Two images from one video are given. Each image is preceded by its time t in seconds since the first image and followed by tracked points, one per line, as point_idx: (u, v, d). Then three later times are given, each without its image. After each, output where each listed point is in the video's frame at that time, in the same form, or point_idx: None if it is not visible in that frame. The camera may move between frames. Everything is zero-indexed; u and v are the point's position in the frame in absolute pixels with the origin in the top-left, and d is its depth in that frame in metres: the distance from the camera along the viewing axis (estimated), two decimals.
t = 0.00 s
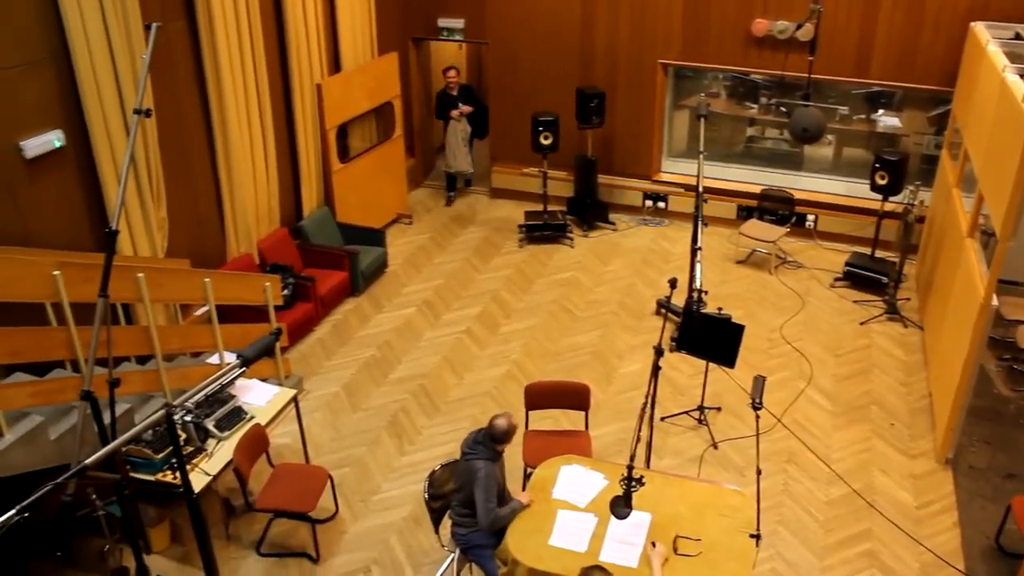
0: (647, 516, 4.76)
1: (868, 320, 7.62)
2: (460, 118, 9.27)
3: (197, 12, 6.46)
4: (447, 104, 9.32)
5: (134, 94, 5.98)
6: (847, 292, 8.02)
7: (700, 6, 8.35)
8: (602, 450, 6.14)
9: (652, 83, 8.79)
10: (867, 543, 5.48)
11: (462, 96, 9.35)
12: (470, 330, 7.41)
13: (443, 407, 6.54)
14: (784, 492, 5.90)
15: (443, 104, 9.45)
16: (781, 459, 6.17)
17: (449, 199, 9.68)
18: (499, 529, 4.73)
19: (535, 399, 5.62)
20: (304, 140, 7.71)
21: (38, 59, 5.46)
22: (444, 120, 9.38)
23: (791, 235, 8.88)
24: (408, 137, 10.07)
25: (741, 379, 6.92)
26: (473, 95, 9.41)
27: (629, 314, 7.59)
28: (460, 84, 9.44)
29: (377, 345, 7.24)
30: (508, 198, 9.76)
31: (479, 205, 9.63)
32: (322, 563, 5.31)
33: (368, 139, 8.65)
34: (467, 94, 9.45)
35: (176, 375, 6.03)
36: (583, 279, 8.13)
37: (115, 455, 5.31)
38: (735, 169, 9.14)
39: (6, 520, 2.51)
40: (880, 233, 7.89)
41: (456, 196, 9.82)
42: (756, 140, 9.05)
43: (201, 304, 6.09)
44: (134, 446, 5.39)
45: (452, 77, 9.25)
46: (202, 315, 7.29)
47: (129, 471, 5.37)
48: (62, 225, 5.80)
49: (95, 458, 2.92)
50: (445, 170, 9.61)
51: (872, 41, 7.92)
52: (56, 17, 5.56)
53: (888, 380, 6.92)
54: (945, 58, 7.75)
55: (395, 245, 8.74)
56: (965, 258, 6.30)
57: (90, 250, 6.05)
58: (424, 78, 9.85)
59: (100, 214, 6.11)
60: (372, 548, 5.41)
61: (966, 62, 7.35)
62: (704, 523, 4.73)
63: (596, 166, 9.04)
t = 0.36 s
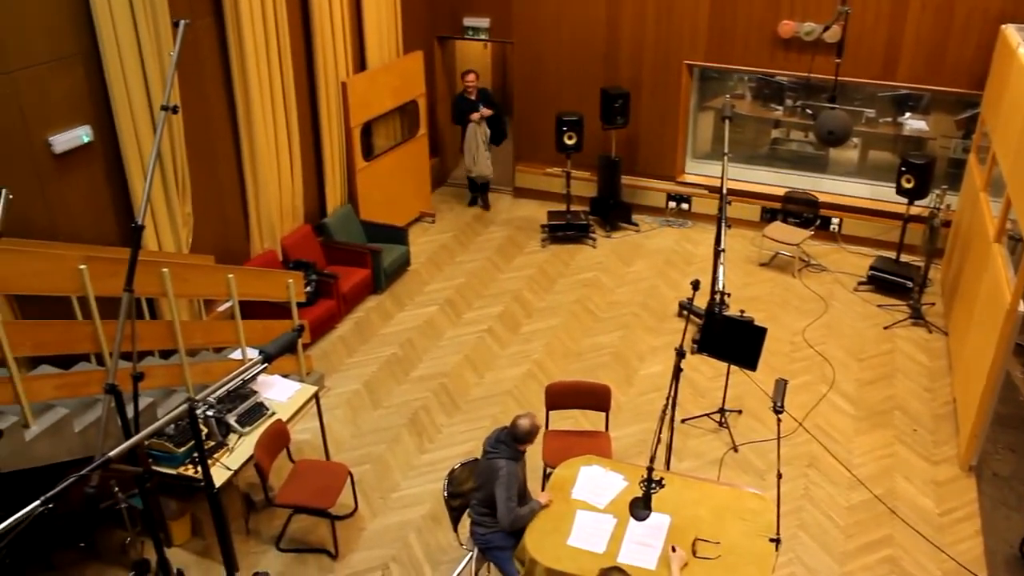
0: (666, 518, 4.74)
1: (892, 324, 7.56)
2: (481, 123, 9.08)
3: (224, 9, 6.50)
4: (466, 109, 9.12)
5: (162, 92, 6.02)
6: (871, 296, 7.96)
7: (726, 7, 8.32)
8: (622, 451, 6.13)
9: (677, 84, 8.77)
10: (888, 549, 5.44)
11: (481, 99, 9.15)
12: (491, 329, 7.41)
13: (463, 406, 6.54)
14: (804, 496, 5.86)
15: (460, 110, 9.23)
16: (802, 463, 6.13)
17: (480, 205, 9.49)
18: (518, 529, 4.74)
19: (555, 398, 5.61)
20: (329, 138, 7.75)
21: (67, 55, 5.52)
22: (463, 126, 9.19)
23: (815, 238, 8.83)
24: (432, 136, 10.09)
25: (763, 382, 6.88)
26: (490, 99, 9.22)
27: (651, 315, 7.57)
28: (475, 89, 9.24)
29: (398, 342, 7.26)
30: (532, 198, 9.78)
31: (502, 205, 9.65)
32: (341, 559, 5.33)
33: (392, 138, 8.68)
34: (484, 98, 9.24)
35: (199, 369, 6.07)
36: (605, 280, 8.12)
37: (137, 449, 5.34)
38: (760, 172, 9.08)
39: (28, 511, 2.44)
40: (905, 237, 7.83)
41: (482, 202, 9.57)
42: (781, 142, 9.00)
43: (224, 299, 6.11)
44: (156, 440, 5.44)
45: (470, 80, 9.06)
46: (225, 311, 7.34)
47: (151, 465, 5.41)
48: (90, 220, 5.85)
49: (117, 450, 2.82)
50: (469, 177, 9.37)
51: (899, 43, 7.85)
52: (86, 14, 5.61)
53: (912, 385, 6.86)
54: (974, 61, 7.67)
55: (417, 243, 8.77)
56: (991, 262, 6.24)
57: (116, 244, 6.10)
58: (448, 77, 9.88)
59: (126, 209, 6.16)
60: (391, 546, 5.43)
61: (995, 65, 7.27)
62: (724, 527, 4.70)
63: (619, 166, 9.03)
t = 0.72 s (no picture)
0: (678, 521, 4.73)
1: (907, 328, 7.52)
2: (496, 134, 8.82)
3: (243, 8, 6.53)
4: (481, 119, 8.88)
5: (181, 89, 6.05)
6: (887, 300, 7.92)
7: (743, 9, 8.30)
8: (635, 453, 6.12)
9: (693, 86, 8.76)
10: (902, 555, 5.40)
11: (497, 109, 8.91)
12: (505, 330, 7.42)
13: (477, 407, 6.55)
14: (818, 500, 5.84)
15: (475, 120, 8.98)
16: (815, 467, 6.11)
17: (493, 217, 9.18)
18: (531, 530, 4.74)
19: (569, 399, 5.60)
20: (345, 137, 7.78)
21: (87, 54, 5.56)
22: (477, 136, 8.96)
23: (831, 242, 8.80)
24: (448, 136, 10.10)
25: (777, 385, 6.86)
26: (506, 109, 8.96)
27: (665, 317, 7.55)
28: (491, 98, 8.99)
29: (412, 342, 7.27)
30: (547, 199, 9.79)
31: (517, 205, 9.66)
32: (354, 558, 5.34)
33: (408, 138, 8.70)
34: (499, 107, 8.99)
35: (214, 367, 6.11)
36: (619, 282, 8.11)
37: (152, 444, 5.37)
38: (777, 174, 9.05)
39: (43, 505, 2.44)
40: (922, 241, 7.79)
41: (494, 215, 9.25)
42: (797, 145, 8.94)
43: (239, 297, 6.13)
44: (171, 436, 5.46)
45: (486, 88, 8.81)
46: (241, 309, 7.38)
47: (165, 461, 5.43)
48: (108, 217, 5.89)
49: (133, 446, 2.80)
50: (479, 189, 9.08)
51: (918, 45, 7.81)
52: (105, 12, 5.65)
53: (927, 391, 6.82)
54: (993, 65, 7.62)
55: (432, 243, 8.78)
56: (1009, 267, 6.20)
57: (134, 242, 6.14)
58: (464, 77, 9.90)
59: (144, 207, 6.20)
60: (403, 546, 5.43)
61: (1015, 69, 7.23)
62: (737, 531, 4.68)
63: (635, 168, 9.01)
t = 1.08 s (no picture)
0: (685, 526, 4.72)
1: (916, 334, 7.49)
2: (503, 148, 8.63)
3: (253, 11, 6.55)
4: (488, 133, 8.64)
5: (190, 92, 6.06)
6: (896, 305, 7.91)
7: (753, 12, 8.29)
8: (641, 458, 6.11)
9: (702, 90, 8.75)
10: (910, 561, 5.38)
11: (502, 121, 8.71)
12: (513, 333, 7.42)
13: (484, 410, 6.55)
14: (825, 506, 5.81)
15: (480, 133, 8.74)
16: (822, 473, 6.09)
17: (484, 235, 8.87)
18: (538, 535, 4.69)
19: (576, 403, 5.59)
20: (354, 140, 7.80)
21: (98, 56, 5.58)
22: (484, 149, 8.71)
23: (840, 247, 8.79)
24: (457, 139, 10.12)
25: (784, 390, 6.84)
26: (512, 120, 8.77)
27: (673, 322, 7.54)
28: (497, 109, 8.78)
29: (419, 345, 7.28)
30: (556, 203, 9.81)
31: (526, 209, 9.67)
32: (360, 560, 5.34)
33: (417, 141, 8.72)
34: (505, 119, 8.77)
35: (223, 368, 6.12)
36: (627, 286, 8.11)
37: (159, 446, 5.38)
38: (786, 179, 9.05)
39: (49, 507, 2.44)
40: (931, 246, 7.76)
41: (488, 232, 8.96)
42: (806, 149, 8.95)
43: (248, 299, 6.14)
44: (178, 438, 5.47)
45: (491, 101, 8.57)
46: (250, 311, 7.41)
47: (172, 462, 5.45)
48: (118, 219, 5.91)
49: (140, 448, 2.80)
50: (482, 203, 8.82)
51: (928, 48, 7.78)
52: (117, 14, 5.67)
53: (936, 396, 6.79)
54: (1004, 70, 7.59)
55: (439, 246, 8.79)
56: (1018, 272, 6.18)
57: (143, 243, 6.16)
58: (472, 80, 9.92)
59: (153, 209, 6.22)
60: (409, 548, 5.43)
61: None
62: (744, 536, 4.66)
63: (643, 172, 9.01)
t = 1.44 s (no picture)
0: (688, 531, 4.71)
1: (919, 340, 7.49)
2: (505, 163, 8.44)
3: (257, 16, 6.58)
4: (485, 149, 8.43)
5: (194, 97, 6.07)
6: (898, 311, 7.90)
7: (755, 18, 8.30)
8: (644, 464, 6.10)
9: (705, 95, 8.76)
10: (913, 567, 5.36)
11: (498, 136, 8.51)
12: (515, 338, 7.43)
13: (487, 415, 6.55)
14: (827, 512, 5.80)
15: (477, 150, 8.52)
16: (825, 479, 6.08)
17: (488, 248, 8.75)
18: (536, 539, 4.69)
19: (579, 409, 5.59)
20: (358, 145, 7.81)
21: (101, 60, 5.59)
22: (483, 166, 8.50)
23: (843, 252, 8.79)
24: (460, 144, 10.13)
25: (787, 396, 6.84)
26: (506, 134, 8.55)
27: (676, 327, 7.54)
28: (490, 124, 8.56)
29: (422, 350, 7.29)
30: (559, 208, 9.82)
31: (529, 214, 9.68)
32: (362, 565, 5.34)
33: (420, 146, 8.74)
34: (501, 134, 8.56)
35: (226, 373, 6.13)
36: (630, 291, 8.11)
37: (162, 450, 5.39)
38: (790, 185, 9.05)
39: (50, 512, 2.44)
40: (934, 252, 7.76)
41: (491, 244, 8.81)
42: (809, 155, 8.96)
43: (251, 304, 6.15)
44: (181, 442, 5.48)
45: (485, 116, 8.37)
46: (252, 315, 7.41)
47: (176, 466, 5.45)
48: (122, 224, 5.92)
49: (142, 452, 2.79)
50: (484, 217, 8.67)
51: (931, 54, 7.79)
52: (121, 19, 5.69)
53: (939, 403, 6.78)
54: (1007, 76, 7.60)
55: (442, 251, 8.80)
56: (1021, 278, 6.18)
57: (146, 248, 6.17)
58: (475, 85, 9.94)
59: (157, 213, 6.24)
60: (411, 554, 5.42)
61: None
62: (747, 542, 4.65)
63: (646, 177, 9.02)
